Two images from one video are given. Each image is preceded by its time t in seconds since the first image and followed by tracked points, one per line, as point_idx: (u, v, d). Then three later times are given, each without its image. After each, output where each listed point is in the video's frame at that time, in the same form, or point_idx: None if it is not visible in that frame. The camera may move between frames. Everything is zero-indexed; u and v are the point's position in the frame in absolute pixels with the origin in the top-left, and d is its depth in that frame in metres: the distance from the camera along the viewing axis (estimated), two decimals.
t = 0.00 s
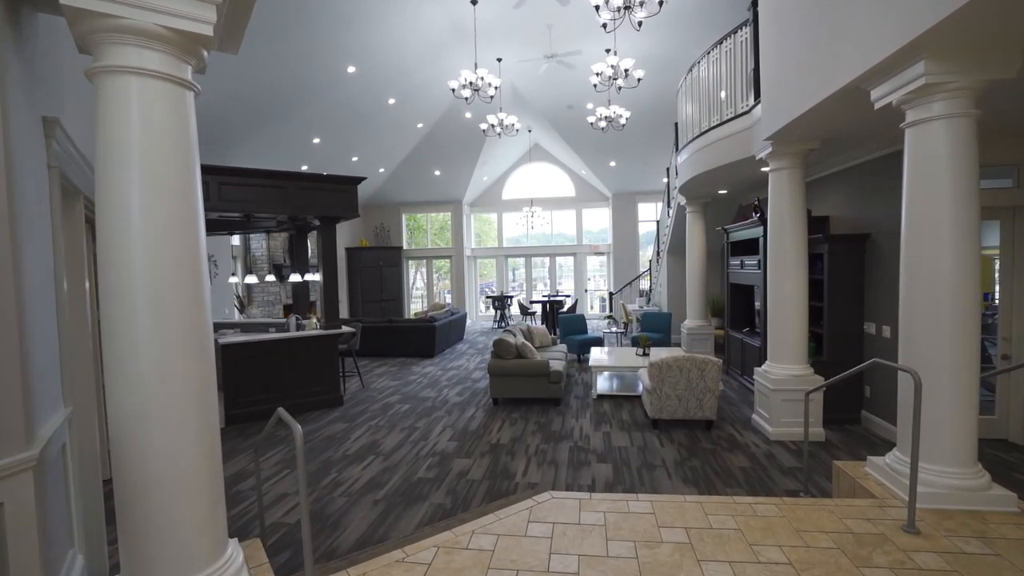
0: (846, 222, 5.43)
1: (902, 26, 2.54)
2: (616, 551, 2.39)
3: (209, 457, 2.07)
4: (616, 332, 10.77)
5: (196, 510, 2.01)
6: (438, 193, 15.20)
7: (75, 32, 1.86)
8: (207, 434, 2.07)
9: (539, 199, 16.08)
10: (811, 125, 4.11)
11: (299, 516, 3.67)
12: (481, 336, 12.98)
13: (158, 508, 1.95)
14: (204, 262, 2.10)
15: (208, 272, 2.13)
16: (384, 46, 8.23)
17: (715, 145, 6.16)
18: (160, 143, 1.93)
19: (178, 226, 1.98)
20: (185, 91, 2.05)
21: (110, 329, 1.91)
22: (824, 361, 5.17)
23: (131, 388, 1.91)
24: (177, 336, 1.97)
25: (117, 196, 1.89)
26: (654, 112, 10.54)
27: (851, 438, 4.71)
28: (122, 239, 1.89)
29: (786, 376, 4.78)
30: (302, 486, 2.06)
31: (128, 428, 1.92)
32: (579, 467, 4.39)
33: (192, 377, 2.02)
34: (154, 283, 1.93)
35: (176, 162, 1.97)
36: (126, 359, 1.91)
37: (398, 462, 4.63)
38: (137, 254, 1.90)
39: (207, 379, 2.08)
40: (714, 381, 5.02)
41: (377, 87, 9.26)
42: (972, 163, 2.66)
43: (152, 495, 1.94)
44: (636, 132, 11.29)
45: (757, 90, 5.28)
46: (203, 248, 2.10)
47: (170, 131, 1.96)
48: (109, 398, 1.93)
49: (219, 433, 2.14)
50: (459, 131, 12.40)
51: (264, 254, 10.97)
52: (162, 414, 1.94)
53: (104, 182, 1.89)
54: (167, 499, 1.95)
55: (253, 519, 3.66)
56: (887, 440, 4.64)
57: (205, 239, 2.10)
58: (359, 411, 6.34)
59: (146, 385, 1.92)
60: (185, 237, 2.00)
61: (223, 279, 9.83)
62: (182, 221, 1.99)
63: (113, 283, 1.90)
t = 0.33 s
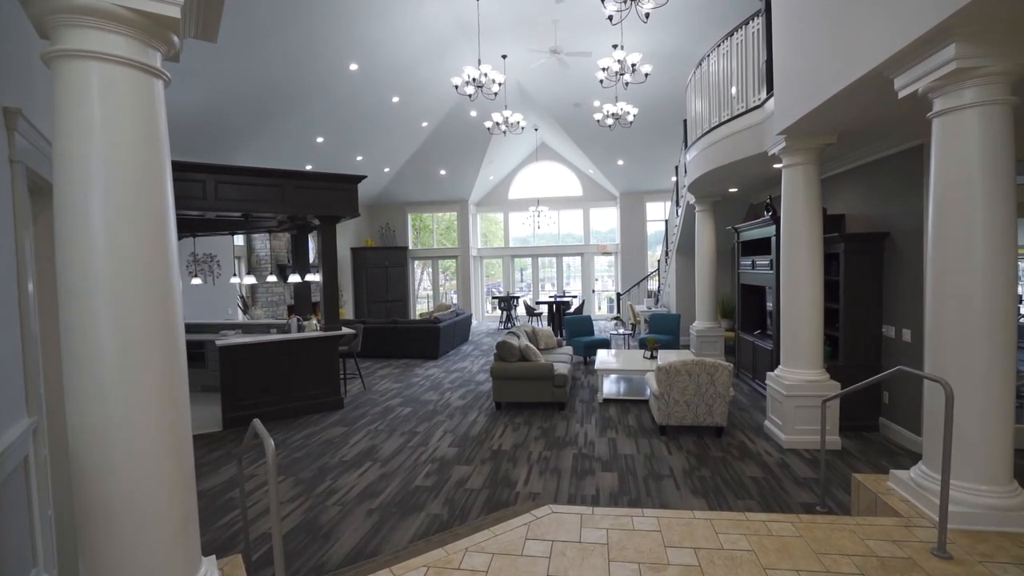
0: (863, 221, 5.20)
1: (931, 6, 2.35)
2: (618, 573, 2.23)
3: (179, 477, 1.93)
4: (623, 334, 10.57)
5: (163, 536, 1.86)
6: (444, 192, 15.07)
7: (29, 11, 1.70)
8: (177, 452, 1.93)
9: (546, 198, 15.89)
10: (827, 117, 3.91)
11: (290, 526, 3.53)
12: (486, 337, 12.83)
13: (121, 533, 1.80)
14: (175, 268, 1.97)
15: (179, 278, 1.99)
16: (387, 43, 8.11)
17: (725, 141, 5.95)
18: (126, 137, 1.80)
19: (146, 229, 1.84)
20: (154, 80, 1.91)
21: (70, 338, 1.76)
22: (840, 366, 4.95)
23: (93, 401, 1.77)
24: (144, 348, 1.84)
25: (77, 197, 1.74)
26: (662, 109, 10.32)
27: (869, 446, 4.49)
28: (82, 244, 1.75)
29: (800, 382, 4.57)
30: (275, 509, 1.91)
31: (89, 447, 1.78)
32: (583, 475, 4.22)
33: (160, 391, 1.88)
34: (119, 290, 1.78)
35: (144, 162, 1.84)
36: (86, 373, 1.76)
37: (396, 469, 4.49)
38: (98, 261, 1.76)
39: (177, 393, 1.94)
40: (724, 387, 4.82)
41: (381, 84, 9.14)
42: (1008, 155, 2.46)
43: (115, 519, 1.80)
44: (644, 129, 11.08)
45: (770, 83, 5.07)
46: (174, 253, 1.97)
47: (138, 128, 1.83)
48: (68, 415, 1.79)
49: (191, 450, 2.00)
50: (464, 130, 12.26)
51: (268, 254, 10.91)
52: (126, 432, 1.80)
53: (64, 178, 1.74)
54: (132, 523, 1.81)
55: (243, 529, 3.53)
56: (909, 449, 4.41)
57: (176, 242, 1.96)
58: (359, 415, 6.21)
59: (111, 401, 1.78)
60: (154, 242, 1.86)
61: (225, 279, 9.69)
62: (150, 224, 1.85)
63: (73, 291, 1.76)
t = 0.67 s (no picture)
0: (884, 220, 4.96)
1: None
2: None
3: (146, 487, 1.81)
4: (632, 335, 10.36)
5: (132, 553, 1.73)
6: (451, 192, 14.95)
7: None
8: (146, 462, 1.81)
9: (554, 198, 15.70)
10: (847, 109, 3.70)
11: (282, 536, 3.41)
12: (493, 338, 12.68)
13: (81, 555, 1.65)
14: (142, 268, 1.85)
15: (146, 278, 1.89)
16: (391, 40, 7.99)
17: (737, 137, 5.74)
18: (90, 127, 1.68)
19: (114, 225, 1.73)
20: (121, 68, 1.80)
21: (23, 342, 1.62)
22: (859, 372, 4.71)
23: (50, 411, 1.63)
24: (108, 354, 1.71)
25: (33, 189, 1.60)
26: (672, 105, 10.10)
27: (890, 457, 4.27)
28: (40, 240, 1.60)
29: (816, 389, 4.36)
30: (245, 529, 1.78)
31: (46, 461, 1.63)
32: (587, 485, 4.05)
33: (127, 398, 1.76)
34: (81, 292, 1.65)
35: (112, 154, 1.73)
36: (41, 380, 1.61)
37: (394, 476, 4.35)
38: (58, 258, 1.62)
39: (144, 398, 1.83)
40: (736, 393, 4.61)
41: (386, 82, 9.03)
42: None
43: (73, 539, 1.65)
44: (655, 127, 10.86)
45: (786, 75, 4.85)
46: (141, 251, 1.87)
47: (105, 119, 1.71)
48: (19, 429, 1.63)
49: (159, 458, 1.89)
50: (471, 129, 12.12)
51: (273, 254, 10.85)
52: (89, 445, 1.67)
53: (17, 168, 1.60)
54: (94, 544, 1.67)
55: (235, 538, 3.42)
56: (933, 460, 4.17)
57: (144, 241, 1.86)
58: (361, 418, 6.08)
59: (72, 409, 1.65)
60: (121, 240, 1.75)
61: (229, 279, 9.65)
62: (117, 220, 1.74)
63: (26, 292, 1.61)
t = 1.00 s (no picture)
0: (908, 219, 4.72)
1: None
2: None
3: (113, 497, 1.69)
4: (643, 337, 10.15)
5: (101, 566, 1.62)
6: (460, 191, 14.84)
7: None
8: (113, 470, 1.70)
9: (565, 197, 15.51)
10: (872, 99, 3.48)
11: (274, 547, 3.28)
12: (502, 339, 12.53)
13: None
14: (109, 266, 1.74)
15: (114, 273, 1.77)
16: (396, 37, 7.89)
17: (751, 133, 5.52)
18: (52, 116, 1.56)
19: (79, 219, 1.62)
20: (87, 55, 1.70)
21: None
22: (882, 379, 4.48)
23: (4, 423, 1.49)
24: (72, 359, 1.59)
25: None
26: (685, 102, 9.87)
27: (916, 469, 4.04)
28: None
29: (836, 397, 4.14)
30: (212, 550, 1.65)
31: None
32: (593, 495, 3.88)
33: (92, 406, 1.64)
34: (41, 292, 1.53)
35: (76, 141, 1.61)
36: None
37: (393, 483, 4.22)
38: (14, 255, 1.49)
39: (111, 406, 1.71)
40: (751, 400, 4.41)
41: (392, 80, 8.93)
42: None
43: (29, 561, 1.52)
44: (667, 124, 10.64)
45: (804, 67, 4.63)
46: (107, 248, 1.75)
47: (69, 104, 1.60)
48: None
49: (129, 464, 1.78)
50: (480, 127, 11.99)
51: (281, 254, 10.81)
52: (49, 458, 1.54)
53: None
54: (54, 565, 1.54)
55: (225, 547, 3.30)
56: (961, 473, 3.94)
57: (112, 234, 1.75)
58: (363, 421, 5.96)
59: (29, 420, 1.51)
60: (87, 235, 1.64)
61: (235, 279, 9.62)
62: (83, 212, 1.63)
63: None
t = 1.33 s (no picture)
0: (933, 218, 4.49)
1: None
2: None
3: (75, 515, 1.57)
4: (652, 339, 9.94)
5: None
6: (468, 191, 14.71)
7: None
8: (75, 486, 1.59)
9: (573, 197, 15.32)
10: (897, 88, 3.27)
11: (265, 559, 3.16)
12: (509, 341, 12.37)
13: None
14: (67, 268, 1.62)
15: (71, 274, 1.64)
16: (401, 33, 7.77)
17: (764, 129, 5.31)
18: None
19: (32, 220, 1.49)
20: (41, 41, 1.56)
21: None
22: (903, 386, 4.26)
23: None
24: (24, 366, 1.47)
25: None
26: (696, 98, 9.64)
27: (942, 482, 3.82)
28: None
29: (855, 404, 3.93)
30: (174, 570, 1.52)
31: None
32: (598, 506, 3.71)
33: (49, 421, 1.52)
34: None
35: (24, 130, 1.47)
36: None
37: (391, 491, 4.09)
38: None
39: (71, 417, 1.59)
40: (764, 407, 4.21)
41: (397, 78, 8.83)
42: None
43: None
44: (677, 121, 10.42)
45: (822, 57, 4.41)
46: (65, 247, 1.62)
47: (18, 93, 1.47)
48: None
49: (90, 478, 1.66)
50: (487, 125, 11.86)
51: (286, 254, 10.75)
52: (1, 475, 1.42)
53: None
54: None
55: (214, 559, 3.19)
56: (990, 486, 3.72)
57: (67, 233, 1.62)
58: (364, 425, 5.84)
59: None
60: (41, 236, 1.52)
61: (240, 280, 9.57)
62: (34, 210, 1.50)
63: None
